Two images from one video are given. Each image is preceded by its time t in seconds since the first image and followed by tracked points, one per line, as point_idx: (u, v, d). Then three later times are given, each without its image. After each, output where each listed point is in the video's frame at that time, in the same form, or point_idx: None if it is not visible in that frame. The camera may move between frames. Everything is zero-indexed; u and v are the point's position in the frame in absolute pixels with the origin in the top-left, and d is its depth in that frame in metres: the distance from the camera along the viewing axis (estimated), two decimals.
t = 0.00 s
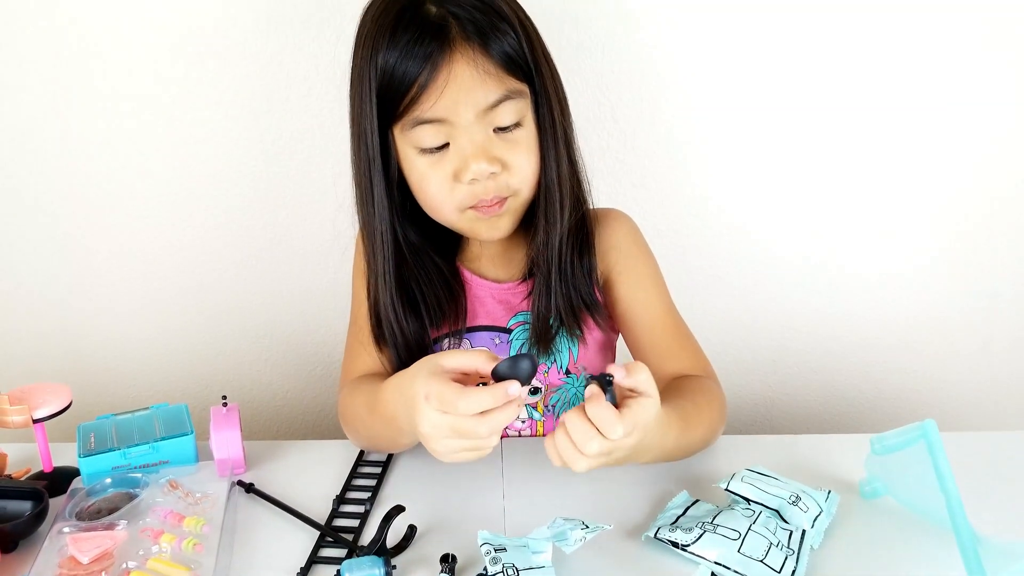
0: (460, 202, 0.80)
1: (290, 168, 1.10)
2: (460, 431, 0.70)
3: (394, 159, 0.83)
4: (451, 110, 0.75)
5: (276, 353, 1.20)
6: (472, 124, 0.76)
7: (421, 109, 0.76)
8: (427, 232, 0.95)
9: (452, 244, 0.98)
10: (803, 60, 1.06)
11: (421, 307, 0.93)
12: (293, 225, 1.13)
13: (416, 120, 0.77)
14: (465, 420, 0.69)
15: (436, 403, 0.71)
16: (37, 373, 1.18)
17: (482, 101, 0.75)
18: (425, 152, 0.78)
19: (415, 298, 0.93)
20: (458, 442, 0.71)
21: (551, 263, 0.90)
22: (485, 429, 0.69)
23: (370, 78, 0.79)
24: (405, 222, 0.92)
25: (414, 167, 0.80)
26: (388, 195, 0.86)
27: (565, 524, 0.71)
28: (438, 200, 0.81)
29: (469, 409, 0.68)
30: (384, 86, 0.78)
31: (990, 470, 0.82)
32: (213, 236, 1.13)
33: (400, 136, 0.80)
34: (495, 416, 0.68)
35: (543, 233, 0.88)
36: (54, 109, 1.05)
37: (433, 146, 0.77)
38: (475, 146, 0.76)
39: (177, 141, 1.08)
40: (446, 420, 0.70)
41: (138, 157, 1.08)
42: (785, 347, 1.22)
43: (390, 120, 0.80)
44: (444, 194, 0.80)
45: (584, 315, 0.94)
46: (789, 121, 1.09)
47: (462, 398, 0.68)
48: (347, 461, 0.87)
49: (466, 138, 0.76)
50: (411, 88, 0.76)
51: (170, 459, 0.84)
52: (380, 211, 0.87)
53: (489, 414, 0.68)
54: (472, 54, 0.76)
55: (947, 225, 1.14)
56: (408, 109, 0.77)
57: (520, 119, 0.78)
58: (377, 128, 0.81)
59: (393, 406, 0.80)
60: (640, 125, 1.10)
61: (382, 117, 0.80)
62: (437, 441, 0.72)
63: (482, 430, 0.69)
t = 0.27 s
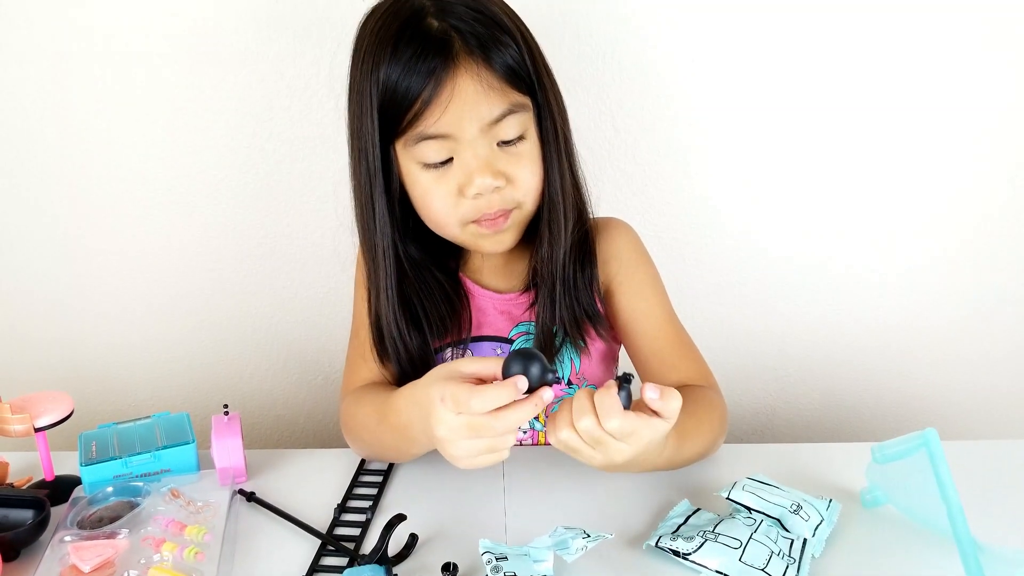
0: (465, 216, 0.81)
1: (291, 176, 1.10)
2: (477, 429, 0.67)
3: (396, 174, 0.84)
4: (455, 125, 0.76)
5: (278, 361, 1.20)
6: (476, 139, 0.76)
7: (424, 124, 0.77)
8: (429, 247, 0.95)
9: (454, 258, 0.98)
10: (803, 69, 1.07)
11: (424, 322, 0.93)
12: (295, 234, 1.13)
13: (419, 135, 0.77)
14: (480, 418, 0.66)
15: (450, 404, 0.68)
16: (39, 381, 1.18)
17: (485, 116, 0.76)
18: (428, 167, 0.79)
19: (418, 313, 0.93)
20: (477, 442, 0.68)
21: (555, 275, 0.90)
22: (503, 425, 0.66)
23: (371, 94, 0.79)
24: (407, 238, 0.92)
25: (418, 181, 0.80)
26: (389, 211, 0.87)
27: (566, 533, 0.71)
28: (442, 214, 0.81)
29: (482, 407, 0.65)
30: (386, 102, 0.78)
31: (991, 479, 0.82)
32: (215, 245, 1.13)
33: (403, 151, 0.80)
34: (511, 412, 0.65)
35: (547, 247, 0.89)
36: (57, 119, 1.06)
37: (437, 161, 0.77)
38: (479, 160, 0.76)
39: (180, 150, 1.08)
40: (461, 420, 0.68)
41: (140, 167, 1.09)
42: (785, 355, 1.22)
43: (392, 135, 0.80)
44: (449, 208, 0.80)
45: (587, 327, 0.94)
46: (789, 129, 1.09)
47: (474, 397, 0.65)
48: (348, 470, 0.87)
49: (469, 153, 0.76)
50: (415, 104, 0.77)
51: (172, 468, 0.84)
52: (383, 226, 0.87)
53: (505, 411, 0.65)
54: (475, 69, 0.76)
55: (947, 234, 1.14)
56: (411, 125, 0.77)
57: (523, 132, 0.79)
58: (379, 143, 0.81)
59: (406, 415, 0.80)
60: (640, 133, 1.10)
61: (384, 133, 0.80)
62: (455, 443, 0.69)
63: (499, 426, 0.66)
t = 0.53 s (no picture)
0: (465, 229, 0.81)
1: (292, 183, 1.10)
2: (497, 428, 0.67)
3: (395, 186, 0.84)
4: (454, 138, 0.76)
5: (278, 367, 1.20)
6: (474, 152, 0.76)
7: (423, 138, 0.77)
8: (429, 258, 0.95)
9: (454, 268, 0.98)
10: (801, 76, 1.07)
11: (424, 332, 0.93)
12: (295, 241, 1.13)
13: (418, 149, 0.78)
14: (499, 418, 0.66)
15: (469, 407, 0.68)
16: (39, 387, 1.18)
17: (484, 128, 0.76)
18: (427, 181, 0.79)
19: (418, 324, 0.93)
20: (500, 441, 0.68)
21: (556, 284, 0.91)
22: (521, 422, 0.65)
23: (369, 107, 0.79)
24: (408, 250, 0.92)
25: (417, 194, 0.81)
26: (389, 223, 0.87)
27: (567, 539, 0.72)
28: (442, 227, 0.82)
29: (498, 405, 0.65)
30: (384, 115, 0.78)
31: (992, 485, 0.82)
32: (216, 251, 1.14)
33: (402, 164, 0.80)
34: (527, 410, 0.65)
35: (547, 257, 0.89)
36: (59, 126, 1.06)
37: (436, 174, 0.78)
38: (478, 173, 0.77)
39: (181, 157, 1.09)
40: (482, 422, 0.68)
41: (143, 173, 1.09)
42: (785, 362, 1.22)
43: (391, 149, 0.80)
44: (448, 221, 0.80)
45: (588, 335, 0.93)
46: (788, 136, 1.10)
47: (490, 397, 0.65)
48: (349, 476, 0.87)
49: (469, 166, 0.77)
50: (413, 117, 0.77)
51: (172, 474, 0.84)
52: (382, 238, 0.88)
53: (521, 410, 0.65)
54: (472, 82, 0.76)
55: (946, 240, 1.14)
56: (410, 138, 0.78)
57: (522, 143, 0.79)
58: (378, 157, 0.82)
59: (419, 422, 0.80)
60: (639, 140, 1.11)
61: (382, 146, 0.81)
62: (478, 446, 0.69)
63: (518, 424, 0.65)
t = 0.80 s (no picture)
0: (461, 235, 0.81)
1: (292, 186, 1.11)
2: (513, 432, 0.67)
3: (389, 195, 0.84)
4: (447, 143, 0.76)
5: (279, 370, 1.20)
6: (467, 157, 0.76)
7: (416, 145, 0.77)
8: (422, 266, 0.95)
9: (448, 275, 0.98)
10: (799, 78, 1.07)
11: (419, 340, 0.93)
12: (295, 244, 1.14)
13: (411, 156, 0.78)
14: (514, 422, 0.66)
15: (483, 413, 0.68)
16: (39, 391, 1.18)
17: (477, 133, 0.76)
18: (421, 188, 0.79)
19: (414, 331, 0.93)
20: (513, 447, 0.68)
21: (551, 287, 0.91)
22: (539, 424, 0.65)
23: (360, 117, 0.80)
24: (401, 260, 0.92)
25: (412, 202, 0.81)
26: (381, 231, 0.87)
27: (567, 543, 0.72)
28: (438, 234, 0.81)
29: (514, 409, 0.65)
30: (376, 124, 0.79)
31: (992, 488, 0.83)
32: (216, 254, 1.14)
33: (395, 173, 0.80)
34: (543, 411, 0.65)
35: (542, 261, 0.89)
36: (60, 129, 1.07)
37: (430, 181, 0.78)
38: (473, 178, 0.77)
39: (181, 161, 1.09)
40: (496, 428, 0.67)
41: (143, 176, 1.09)
42: (785, 365, 1.22)
43: (383, 157, 0.80)
44: (444, 227, 0.80)
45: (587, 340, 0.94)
46: (787, 138, 1.10)
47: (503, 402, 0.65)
48: (349, 480, 0.87)
49: (463, 171, 0.77)
50: (405, 124, 0.77)
51: (173, 478, 0.84)
52: (376, 248, 0.88)
53: (536, 413, 0.65)
54: (463, 87, 0.77)
55: (945, 242, 1.15)
56: (402, 146, 0.78)
57: (516, 147, 0.79)
58: (370, 166, 0.82)
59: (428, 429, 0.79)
60: (638, 143, 1.11)
61: (375, 155, 0.81)
62: (492, 453, 0.69)
63: (534, 426, 0.65)
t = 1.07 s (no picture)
0: (458, 234, 0.81)
1: (292, 185, 1.11)
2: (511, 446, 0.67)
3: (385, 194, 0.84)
4: (443, 141, 0.76)
5: (279, 369, 1.20)
6: (464, 154, 0.76)
7: (412, 142, 0.77)
8: (418, 267, 0.95)
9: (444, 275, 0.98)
10: (800, 78, 1.07)
11: (415, 342, 0.93)
12: (295, 242, 1.14)
13: (408, 154, 0.78)
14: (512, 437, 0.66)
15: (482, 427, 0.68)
16: (40, 389, 1.18)
17: (473, 130, 0.76)
18: (418, 186, 0.79)
19: (410, 331, 0.93)
20: (511, 460, 0.69)
21: (547, 287, 0.91)
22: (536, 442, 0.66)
23: (356, 114, 0.79)
24: (397, 261, 0.92)
25: (408, 201, 0.81)
26: (377, 230, 0.87)
27: (568, 541, 0.72)
28: (435, 232, 0.81)
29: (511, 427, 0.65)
30: (372, 121, 0.79)
31: (993, 487, 0.83)
32: (217, 253, 1.14)
33: (391, 171, 0.80)
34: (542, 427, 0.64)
35: (539, 260, 0.90)
36: (60, 128, 1.06)
37: (426, 179, 0.78)
38: (469, 176, 0.77)
39: (181, 159, 1.09)
40: (495, 440, 0.68)
41: (143, 175, 1.09)
42: (785, 364, 1.22)
43: (379, 155, 0.80)
44: (441, 226, 0.80)
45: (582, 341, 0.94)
46: (787, 138, 1.10)
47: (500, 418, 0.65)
48: (350, 478, 0.87)
49: (459, 169, 0.77)
50: (401, 122, 0.77)
51: (173, 476, 0.84)
52: (372, 249, 0.88)
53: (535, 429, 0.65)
54: (460, 84, 0.77)
55: (945, 241, 1.15)
56: (399, 143, 0.78)
57: (513, 145, 0.79)
58: (365, 164, 0.81)
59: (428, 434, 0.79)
60: (638, 142, 1.11)
61: (371, 153, 0.81)
62: (491, 463, 0.70)
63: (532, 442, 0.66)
